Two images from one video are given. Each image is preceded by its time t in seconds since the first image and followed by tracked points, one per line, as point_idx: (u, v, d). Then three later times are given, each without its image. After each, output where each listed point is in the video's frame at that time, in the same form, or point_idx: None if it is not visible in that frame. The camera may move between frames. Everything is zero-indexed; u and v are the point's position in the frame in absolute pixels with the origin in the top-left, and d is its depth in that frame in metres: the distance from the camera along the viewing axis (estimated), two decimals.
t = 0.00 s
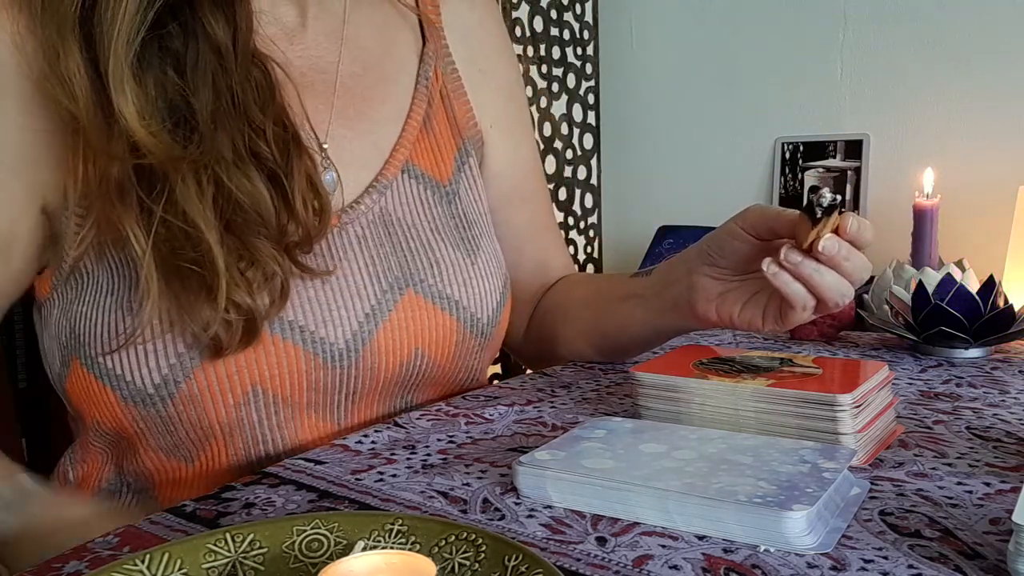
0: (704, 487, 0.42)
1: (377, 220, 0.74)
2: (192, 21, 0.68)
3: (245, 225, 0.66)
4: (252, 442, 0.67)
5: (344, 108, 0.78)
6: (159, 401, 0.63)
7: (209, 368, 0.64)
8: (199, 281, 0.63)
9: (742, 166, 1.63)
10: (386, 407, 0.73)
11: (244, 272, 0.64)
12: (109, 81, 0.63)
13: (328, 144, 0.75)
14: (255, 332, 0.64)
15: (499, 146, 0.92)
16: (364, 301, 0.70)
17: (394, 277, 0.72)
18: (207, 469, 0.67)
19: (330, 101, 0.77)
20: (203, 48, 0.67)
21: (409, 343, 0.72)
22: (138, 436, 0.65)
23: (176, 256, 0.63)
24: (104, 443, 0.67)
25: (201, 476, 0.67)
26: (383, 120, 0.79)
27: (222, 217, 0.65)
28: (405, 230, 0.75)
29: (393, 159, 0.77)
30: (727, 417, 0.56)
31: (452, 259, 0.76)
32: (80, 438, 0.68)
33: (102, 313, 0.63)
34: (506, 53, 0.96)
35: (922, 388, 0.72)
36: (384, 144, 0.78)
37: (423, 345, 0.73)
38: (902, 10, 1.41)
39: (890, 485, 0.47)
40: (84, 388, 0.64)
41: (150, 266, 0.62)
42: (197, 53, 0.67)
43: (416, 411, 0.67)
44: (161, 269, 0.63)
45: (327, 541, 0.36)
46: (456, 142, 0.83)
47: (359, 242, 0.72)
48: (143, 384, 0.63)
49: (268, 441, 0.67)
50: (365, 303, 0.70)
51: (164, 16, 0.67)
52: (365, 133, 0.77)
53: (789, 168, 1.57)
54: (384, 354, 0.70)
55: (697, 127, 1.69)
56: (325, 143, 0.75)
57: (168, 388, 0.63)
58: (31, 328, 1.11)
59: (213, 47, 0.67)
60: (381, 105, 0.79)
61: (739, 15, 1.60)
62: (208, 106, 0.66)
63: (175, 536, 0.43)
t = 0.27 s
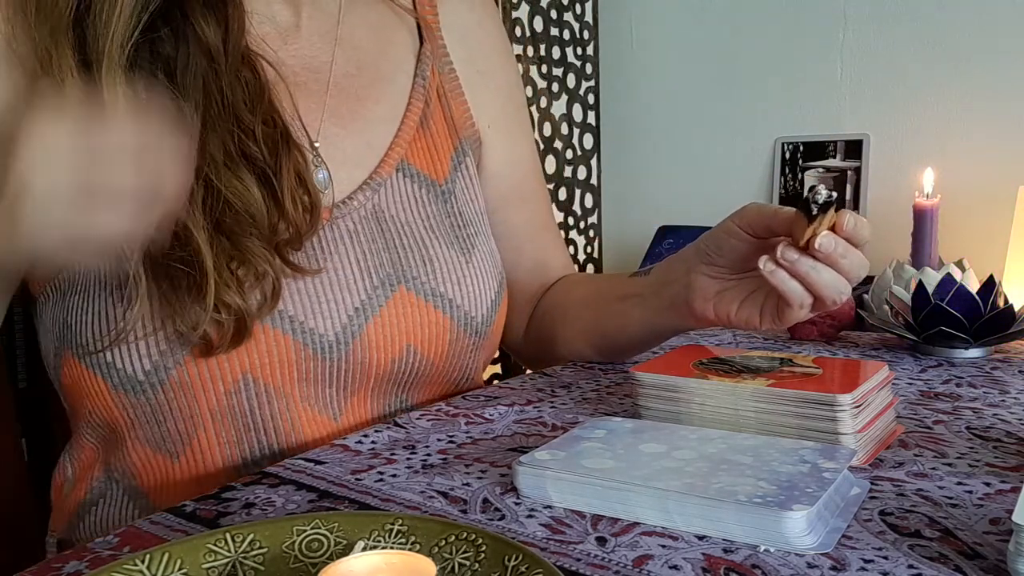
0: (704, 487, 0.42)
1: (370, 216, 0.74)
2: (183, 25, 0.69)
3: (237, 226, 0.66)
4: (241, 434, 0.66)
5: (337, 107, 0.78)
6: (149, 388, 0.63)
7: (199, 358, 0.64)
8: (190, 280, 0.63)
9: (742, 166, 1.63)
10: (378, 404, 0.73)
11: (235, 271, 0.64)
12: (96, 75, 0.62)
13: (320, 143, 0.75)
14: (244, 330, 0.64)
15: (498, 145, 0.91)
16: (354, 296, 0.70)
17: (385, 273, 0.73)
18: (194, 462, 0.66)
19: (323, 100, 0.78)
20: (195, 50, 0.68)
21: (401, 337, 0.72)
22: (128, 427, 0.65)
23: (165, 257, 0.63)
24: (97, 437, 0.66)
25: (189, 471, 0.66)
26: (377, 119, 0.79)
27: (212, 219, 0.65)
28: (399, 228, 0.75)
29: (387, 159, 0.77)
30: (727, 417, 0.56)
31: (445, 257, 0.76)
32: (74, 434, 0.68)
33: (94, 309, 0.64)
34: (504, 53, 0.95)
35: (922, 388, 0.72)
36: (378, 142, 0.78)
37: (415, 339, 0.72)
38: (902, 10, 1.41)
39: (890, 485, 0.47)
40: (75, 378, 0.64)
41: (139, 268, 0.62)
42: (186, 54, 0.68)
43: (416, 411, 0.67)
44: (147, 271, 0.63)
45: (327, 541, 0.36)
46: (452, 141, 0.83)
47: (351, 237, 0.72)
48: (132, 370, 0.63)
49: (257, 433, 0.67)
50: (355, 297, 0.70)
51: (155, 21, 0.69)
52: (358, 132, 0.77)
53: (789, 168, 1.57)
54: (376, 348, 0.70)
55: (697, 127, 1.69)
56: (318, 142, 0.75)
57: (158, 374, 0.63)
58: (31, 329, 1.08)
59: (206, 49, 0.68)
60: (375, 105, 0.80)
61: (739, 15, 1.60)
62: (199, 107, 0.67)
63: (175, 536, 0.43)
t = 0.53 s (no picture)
0: (703, 487, 0.42)
1: (379, 216, 0.74)
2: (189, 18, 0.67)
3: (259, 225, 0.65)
4: (253, 432, 0.66)
5: (343, 106, 0.77)
6: (164, 387, 0.63)
7: (215, 357, 0.64)
8: (209, 278, 0.62)
9: (742, 166, 1.63)
10: (387, 403, 0.73)
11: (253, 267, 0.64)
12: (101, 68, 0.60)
13: (330, 140, 0.75)
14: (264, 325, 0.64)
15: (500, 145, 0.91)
16: (365, 295, 0.70)
17: (395, 272, 0.73)
18: (206, 461, 0.66)
19: (329, 99, 0.77)
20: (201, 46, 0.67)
21: (411, 336, 0.72)
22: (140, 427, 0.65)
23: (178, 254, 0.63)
24: (101, 441, 0.66)
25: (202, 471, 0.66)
26: (380, 118, 0.79)
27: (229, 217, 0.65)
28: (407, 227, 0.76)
29: (393, 159, 0.76)
30: (727, 417, 0.56)
31: (452, 256, 0.77)
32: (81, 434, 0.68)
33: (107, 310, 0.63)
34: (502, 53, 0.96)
35: (921, 388, 0.72)
36: (384, 141, 0.78)
37: (424, 338, 0.73)
38: (902, 10, 1.41)
39: (889, 485, 0.47)
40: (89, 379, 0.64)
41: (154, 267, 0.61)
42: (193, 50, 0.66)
43: (416, 411, 0.67)
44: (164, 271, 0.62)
45: (327, 542, 0.36)
46: (453, 141, 0.84)
47: (361, 236, 0.72)
48: (149, 370, 0.63)
49: (270, 432, 0.67)
50: (367, 296, 0.71)
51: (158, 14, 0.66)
52: (365, 131, 0.77)
53: (789, 168, 1.57)
54: (387, 347, 0.71)
55: (698, 127, 1.69)
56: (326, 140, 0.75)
57: (173, 374, 0.63)
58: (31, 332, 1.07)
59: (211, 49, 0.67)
60: (378, 104, 0.79)
61: (739, 15, 1.60)
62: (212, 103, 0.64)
63: (175, 536, 0.43)
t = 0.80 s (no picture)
0: (704, 487, 0.42)
1: (388, 214, 0.74)
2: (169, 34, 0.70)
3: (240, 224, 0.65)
4: (262, 432, 0.66)
5: (352, 107, 0.77)
6: (173, 387, 0.63)
7: (223, 357, 0.63)
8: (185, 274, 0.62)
9: (742, 166, 1.63)
10: (396, 401, 0.73)
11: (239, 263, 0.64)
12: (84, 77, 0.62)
13: (340, 140, 0.75)
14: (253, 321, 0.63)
15: (501, 145, 0.91)
16: (375, 294, 0.70)
17: (404, 270, 0.73)
18: (216, 461, 0.66)
19: (339, 98, 0.77)
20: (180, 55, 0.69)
21: (419, 334, 0.72)
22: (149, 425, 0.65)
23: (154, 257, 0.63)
24: (117, 435, 0.67)
25: (211, 471, 0.66)
26: (390, 117, 0.79)
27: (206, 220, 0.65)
28: (415, 226, 0.75)
29: (403, 158, 0.77)
30: (727, 417, 0.56)
31: (460, 254, 0.77)
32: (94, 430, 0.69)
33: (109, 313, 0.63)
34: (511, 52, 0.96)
35: (921, 388, 0.72)
36: (393, 141, 0.78)
37: (433, 336, 0.73)
38: (902, 10, 1.41)
39: (889, 485, 0.47)
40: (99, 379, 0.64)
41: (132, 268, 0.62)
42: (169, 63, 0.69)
43: (416, 411, 0.67)
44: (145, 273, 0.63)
45: (328, 541, 0.36)
46: (464, 140, 0.84)
47: (370, 234, 0.72)
48: (157, 369, 0.63)
49: (279, 431, 0.67)
50: (376, 295, 0.70)
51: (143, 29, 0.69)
52: (376, 130, 0.77)
53: (789, 168, 1.57)
54: (395, 346, 0.70)
55: (698, 127, 1.69)
56: (336, 140, 0.75)
57: (183, 373, 0.63)
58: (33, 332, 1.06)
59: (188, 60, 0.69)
60: (389, 104, 0.80)
61: (739, 15, 1.60)
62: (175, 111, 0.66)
63: (175, 536, 0.43)
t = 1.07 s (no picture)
0: (704, 487, 0.42)
1: (388, 213, 0.74)
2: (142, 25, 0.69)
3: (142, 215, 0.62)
4: (263, 433, 0.66)
5: (352, 107, 0.78)
6: (174, 388, 0.63)
7: (223, 356, 0.64)
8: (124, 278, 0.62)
9: (742, 166, 1.63)
10: (396, 402, 0.73)
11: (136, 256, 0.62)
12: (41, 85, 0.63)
13: (340, 139, 0.75)
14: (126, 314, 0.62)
15: (500, 145, 0.91)
16: (375, 294, 0.70)
17: (404, 270, 0.73)
18: (216, 462, 0.66)
19: (339, 99, 0.77)
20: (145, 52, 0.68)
21: (419, 334, 0.72)
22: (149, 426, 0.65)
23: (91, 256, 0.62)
24: (117, 435, 0.66)
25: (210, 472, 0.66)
26: (389, 117, 0.79)
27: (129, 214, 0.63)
28: (415, 226, 0.75)
29: (401, 158, 0.77)
30: (727, 417, 0.56)
31: (459, 254, 0.77)
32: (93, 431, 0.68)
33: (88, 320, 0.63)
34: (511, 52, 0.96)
35: (922, 388, 0.72)
36: (393, 141, 0.78)
37: (432, 337, 0.73)
38: (901, 11, 1.41)
39: (890, 485, 0.47)
40: (99, 380, 0.64)
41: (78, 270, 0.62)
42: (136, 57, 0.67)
43: (416, 411, 0.67)
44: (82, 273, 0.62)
45: (327, 542, 0.36)
46: (462, 141, 0.83)
47: (370, 234, 0.72)
48: (158, 370, 0.63)
49: (280, 432, 0.67)
50: (377, 295, 0.70)
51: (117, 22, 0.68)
52: (375, 131, 0.77)
53: (789, 168, 1.57)
54: (395, 346, 0.70)
55: (698, 127, 1.69)
56: (336, 138, 0.75)
57: (183, 374, 0.63)
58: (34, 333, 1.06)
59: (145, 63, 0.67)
60: (388, 104, 0.80)
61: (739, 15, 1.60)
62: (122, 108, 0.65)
63: (175, 536, 0.43)
